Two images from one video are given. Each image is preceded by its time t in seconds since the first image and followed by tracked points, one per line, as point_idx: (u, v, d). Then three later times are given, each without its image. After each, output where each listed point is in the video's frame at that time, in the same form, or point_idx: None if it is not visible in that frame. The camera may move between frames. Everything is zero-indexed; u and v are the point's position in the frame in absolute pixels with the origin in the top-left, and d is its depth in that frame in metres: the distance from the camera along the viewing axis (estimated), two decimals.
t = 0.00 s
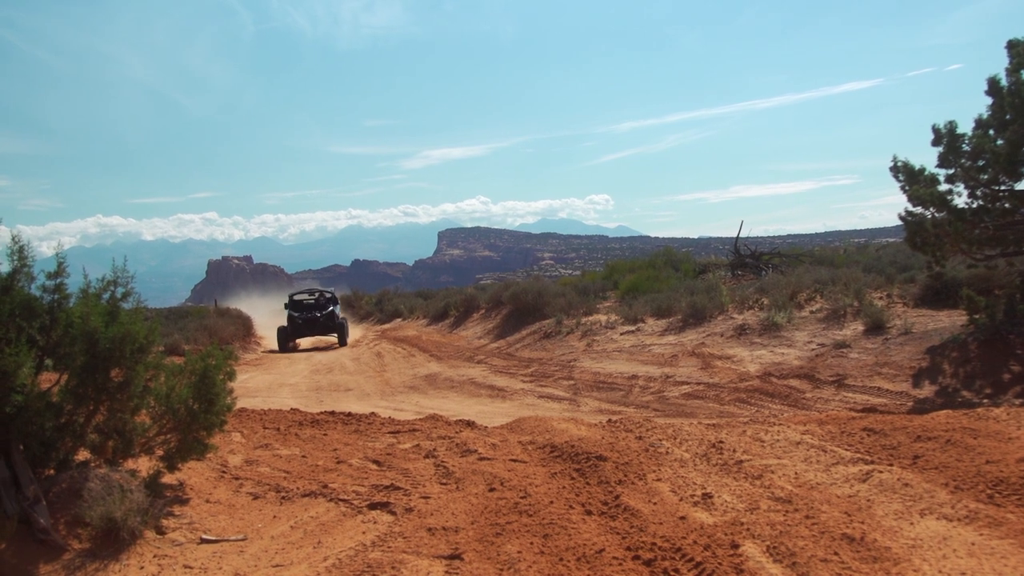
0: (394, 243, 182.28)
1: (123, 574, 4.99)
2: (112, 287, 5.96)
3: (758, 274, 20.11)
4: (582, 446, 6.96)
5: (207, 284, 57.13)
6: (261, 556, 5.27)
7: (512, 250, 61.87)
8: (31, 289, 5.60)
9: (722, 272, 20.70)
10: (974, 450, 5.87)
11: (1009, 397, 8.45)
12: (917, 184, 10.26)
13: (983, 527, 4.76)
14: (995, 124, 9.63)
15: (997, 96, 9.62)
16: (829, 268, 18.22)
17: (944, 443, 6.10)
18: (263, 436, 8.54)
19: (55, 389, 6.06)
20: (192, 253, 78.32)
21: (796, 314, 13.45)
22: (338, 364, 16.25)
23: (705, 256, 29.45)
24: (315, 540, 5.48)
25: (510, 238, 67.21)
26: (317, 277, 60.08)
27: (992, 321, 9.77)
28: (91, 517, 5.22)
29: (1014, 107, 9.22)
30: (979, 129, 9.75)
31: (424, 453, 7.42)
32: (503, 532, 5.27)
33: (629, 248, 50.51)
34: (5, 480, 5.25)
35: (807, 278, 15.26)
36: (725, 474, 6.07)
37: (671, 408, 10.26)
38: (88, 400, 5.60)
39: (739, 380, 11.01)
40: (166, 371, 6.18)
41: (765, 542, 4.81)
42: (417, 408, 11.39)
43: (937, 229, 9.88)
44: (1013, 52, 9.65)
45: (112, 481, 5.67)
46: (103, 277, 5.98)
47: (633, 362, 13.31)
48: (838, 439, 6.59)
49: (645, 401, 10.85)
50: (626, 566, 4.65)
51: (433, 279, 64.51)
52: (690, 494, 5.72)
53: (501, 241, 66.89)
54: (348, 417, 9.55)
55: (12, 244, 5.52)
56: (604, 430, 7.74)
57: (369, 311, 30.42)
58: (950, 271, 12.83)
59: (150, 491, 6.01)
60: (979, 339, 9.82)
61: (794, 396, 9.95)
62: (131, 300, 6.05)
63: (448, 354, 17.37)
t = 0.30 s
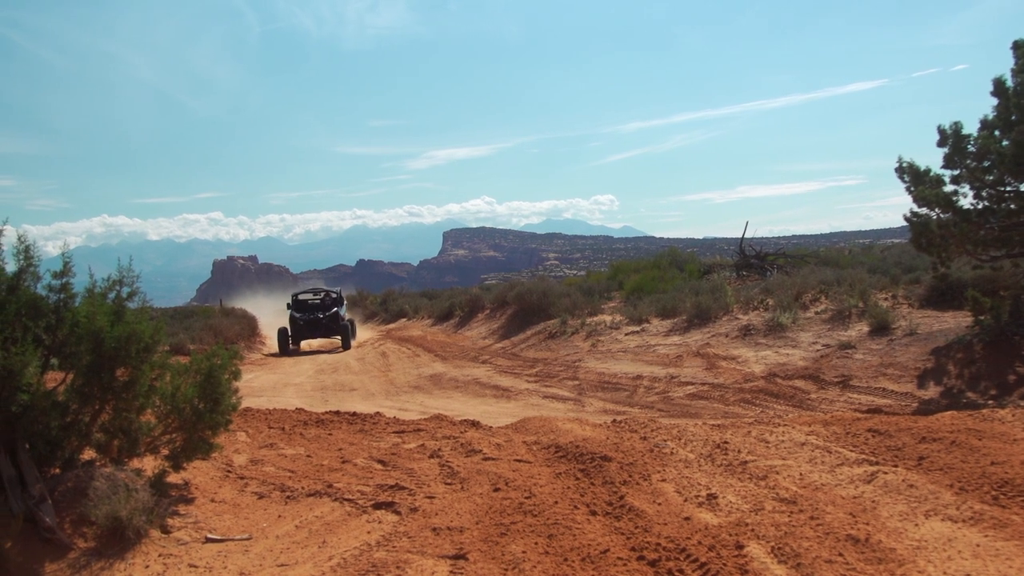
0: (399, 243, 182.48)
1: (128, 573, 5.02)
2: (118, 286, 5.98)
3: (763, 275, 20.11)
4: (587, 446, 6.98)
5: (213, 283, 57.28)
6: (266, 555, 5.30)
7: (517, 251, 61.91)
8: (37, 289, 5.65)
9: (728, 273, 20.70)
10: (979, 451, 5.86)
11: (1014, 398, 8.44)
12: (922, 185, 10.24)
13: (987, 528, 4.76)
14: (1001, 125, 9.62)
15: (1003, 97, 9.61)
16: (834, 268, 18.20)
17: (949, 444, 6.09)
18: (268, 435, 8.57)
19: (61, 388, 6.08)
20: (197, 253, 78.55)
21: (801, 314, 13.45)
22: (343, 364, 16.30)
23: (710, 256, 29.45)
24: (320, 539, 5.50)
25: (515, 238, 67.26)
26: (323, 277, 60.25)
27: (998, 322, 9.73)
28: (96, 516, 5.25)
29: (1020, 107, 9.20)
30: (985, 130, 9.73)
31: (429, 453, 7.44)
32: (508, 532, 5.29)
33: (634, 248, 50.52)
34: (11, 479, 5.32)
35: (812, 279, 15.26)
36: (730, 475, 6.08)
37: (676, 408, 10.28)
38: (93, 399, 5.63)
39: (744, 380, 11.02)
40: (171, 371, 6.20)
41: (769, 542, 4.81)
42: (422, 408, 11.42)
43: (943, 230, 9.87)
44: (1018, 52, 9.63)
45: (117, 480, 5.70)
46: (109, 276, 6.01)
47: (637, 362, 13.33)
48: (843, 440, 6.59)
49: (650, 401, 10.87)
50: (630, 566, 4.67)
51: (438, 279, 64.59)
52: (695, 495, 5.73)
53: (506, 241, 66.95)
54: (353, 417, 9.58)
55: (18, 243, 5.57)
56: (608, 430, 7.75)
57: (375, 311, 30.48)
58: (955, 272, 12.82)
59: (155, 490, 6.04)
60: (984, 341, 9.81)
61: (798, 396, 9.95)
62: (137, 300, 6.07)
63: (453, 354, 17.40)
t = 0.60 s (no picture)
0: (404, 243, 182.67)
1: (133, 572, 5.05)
2: (123, 286, 6.01)
3: (768, 275, 20.09)
4: (592, 446, 6.99)
5: (218, 283, 57.40)
6: (271, 555, 5.32)
7: (521, 250, 61.93)
8: (42, 288, 5.69)
9: (732, 273, 20.68)
10: (984, 452, 5.85)
11: (1020, 398, 8.43)
12: (927, 185, 10.22)
13: (992, 529, 4.76)
14: (1006, 125, 9.58)
15: (1008, 97, 9.58)
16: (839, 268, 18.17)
17: (954, 444, 6.08)
18: (273, 435, 8.60)
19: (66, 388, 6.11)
20: (202, 252, 78.74)
21: (806, 314, 13.43)
22: (348, 364, 16.33)
23: (714, 256, 29.41)
24: (325, 539, 5.52)
25: (519, 238, 67.28)
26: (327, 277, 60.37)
27: (1003, 321, 9.72)
28: (102, 516, 5.28)
29: None
30: (990, 129, 9.70)
31: (433, 453, 7.45)
32: (513, 532, 5.30)
33: (638, 248, 50.49)
34: (16, 479, 5.35)
35: (817, 279, 15.23)
36: (734, 474, 6.09)
37: (681, 408, 10.28)
38: (99, 399, 5.66)
39: (748, 380, 11.01)
40: (176, 370, 6.23)
41: (774, 542, 4.82)
42: (427, 408, 11.44)
43: (948, 230, 9.84)
44: None
45: (122, 480, 5.73)
46: (114, 276, 6.04)
47: (642, 362, 13.33)
48: (848, 440, 6.59)
49: (654, 401, 10.87)
50: (635, 566, 4.67)
51: (442, 278, 64.64)
52: (699, 495, 5.73)
53: (510, 241, 66.96)
54: (358, 416, 9.59)
55: (23, 243, 5.61)
56: (613, 430, 7.76)
57: (379, 310, 30.50)
58: (961, 272, 12.79)
59: (160, 490, 6.07)
60: (989, 341, 9.78)
61: (803, 396, 9.95)
62: (142, 299, 6.09)
63: (458, 354, 17.42)
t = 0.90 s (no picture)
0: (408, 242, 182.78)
1: (138, 571, 5.08)
2: (128, 284, 6.03)
3: (772, 275, 20.07)
4: (595, 446, 6.99)
5: (222, 283, 57.52)
6: (275, 554, 5.34)
7: (526, 250, 61.94)
8: (47, 287, 5.71)
9: (736, 273, 20.67)
10: (988, 453, 5.85)
11: None
12: (932, 185, 10.21)
13: (997, 530, 4.75)
14: (1012, 126, 9.55)
15: (1014, 97, 9.56)
16: (843, 269, 18.15)
17: (958, 445, 6.08)
18: (277, 434, 8.61)
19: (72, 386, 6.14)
20: (207, 252, 78.90)
21: (810, 315, 13.42)
22: (352, 363, 16.36)
23: (719, 257, 29.40)
24: (329, 538, 5.54)
25: (523, 238, 67.29)
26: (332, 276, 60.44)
27: (1007, 322, 9.70)
28: (106, 514, 5.31)
29: None
30: (995, 130, 9.68)
31: (437, 453, 7.46)
32: (516, 532, 5.31)
33: (642, 249, 50.45)
34: (22, 477, 5.39)
35: (822, 279, 15.21)
36: (738, 475, 6.09)
37: (685, 408, 10.29)
38: (103, 397, 5.69)
39: (752, 380, 11.01)
40: (180, 369, 6.25)
41: (778, 543, 4.82)
42: (431, 407, 11.46)
43: (952, 231, 9.83)
44: None
45: (127, 479, 5.76)
46: (119, 275, 6.06)
47: (646, 363, 13.33)
48: (852, 440, 6.58)
49: (658, 401, 10.88)
50: (638, 566, 4.68)
51: (447, 278, 64.68)
52: (703, 495, 5.74)
53: (514, 241, 66.97)
54: (362, 416, 9.60)
55: (29, 242, 5.64)
56: (617, 430, 7.76)
57: (384, 310, 30.53)
58: (965, 273, 12.76)
59: (164, 488, 6.10)
60: (993, 342, 9.76)
61: (807, 396, 9.95)
62: (147, 298, 6.11)
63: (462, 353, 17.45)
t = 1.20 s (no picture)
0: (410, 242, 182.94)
1: (141, 571, 5.09)
2: (131, 284, 6.04)
3: (774, 275, 20.05)
4: (598, 446, 6.99)
5: (224, 282, 57.60)
6: (278, 554, 5.35)
7: (528, 250, 61.96)
8: (50, 287, 5.73)
9: (738, 273, 20.66)
10: (991, 453, 5.84)
11: None
12: (934, 185, 10.19)
13: (1000, 529, 4.75)
14: (1014, 125, 9.55)
15: (1016, 97, 9.53)
16: (845, 268, 18.13)
17: (961, 445, 6.07)
18: (280, 434, 8.62)
19: (75, 386, 6.16)
20: (210, 252, 79.00)
21: (812, 315, 13.40)
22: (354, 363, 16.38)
23: (720, 257, 29.39)
24: (332, 538, 5.55)
25: (525, 238, 67.30)
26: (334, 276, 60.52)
27: (1010, 322, 9.67)
28: (109, 514, 5.33)
29: None
30: (998, 130, 9.68)
31: (440, 453, 7.47)
32: (519, 532, 5.32)
33: (644, 248, 50.45)
34: (25, 477, 5.40)
35: (824, 279, 15.18)
36: (741, 475, 6.09)
37: (687, 408, 10.30)
38: (106, 398, 5.71)
39: (755, 380, 11.00)
40: (184, 369, 6.27)
41: (781, 543, 4.83)
42: (433, 407, 11.46)
43: (955, 230, 9.81)
44: None
45: (130, 479, 5.77)
46: (122, 275, 6.07)
47: (648, 362, 13.33)
48: (855, 440, 6.58)
49: (660, 401, 10.87)
50: (641, 566, 4.69)
51: (449, 278, 64.71)
52: (706, 495, 5.74)
53: (516, 240, 66.96)
54: (364, 416, 9.59)
55: (32, 242, 5.66)
56: (620, 430, 7.76)
57: (386, 310, 30.56)
58: (968, 273, 12.75)
59: (167, 488, 6.12)
60: (995, 342, 9.75)
61: (809, 396, 9.94)
62: (150, 298, 6.13)
63: (464, 353, 17.45)
